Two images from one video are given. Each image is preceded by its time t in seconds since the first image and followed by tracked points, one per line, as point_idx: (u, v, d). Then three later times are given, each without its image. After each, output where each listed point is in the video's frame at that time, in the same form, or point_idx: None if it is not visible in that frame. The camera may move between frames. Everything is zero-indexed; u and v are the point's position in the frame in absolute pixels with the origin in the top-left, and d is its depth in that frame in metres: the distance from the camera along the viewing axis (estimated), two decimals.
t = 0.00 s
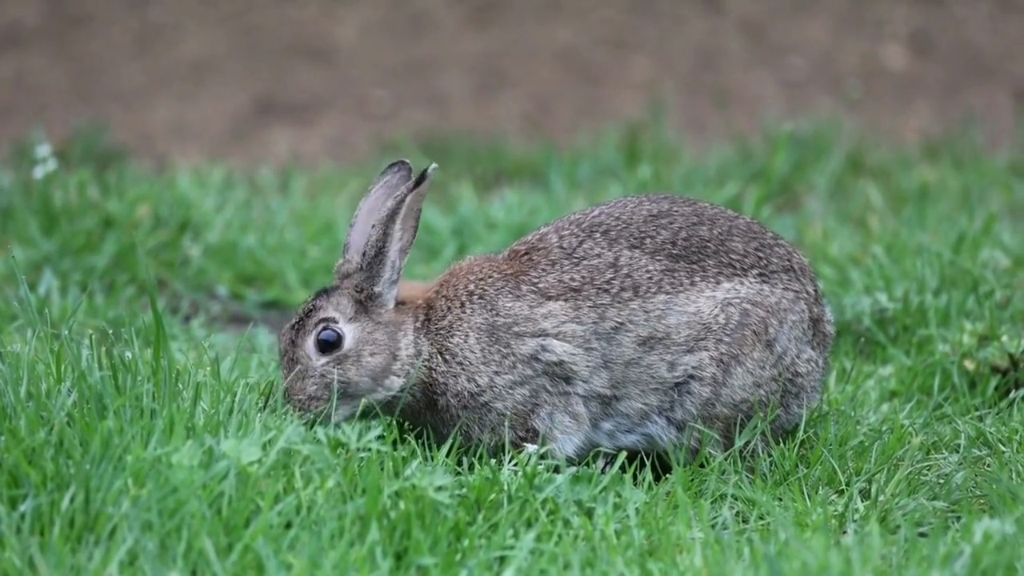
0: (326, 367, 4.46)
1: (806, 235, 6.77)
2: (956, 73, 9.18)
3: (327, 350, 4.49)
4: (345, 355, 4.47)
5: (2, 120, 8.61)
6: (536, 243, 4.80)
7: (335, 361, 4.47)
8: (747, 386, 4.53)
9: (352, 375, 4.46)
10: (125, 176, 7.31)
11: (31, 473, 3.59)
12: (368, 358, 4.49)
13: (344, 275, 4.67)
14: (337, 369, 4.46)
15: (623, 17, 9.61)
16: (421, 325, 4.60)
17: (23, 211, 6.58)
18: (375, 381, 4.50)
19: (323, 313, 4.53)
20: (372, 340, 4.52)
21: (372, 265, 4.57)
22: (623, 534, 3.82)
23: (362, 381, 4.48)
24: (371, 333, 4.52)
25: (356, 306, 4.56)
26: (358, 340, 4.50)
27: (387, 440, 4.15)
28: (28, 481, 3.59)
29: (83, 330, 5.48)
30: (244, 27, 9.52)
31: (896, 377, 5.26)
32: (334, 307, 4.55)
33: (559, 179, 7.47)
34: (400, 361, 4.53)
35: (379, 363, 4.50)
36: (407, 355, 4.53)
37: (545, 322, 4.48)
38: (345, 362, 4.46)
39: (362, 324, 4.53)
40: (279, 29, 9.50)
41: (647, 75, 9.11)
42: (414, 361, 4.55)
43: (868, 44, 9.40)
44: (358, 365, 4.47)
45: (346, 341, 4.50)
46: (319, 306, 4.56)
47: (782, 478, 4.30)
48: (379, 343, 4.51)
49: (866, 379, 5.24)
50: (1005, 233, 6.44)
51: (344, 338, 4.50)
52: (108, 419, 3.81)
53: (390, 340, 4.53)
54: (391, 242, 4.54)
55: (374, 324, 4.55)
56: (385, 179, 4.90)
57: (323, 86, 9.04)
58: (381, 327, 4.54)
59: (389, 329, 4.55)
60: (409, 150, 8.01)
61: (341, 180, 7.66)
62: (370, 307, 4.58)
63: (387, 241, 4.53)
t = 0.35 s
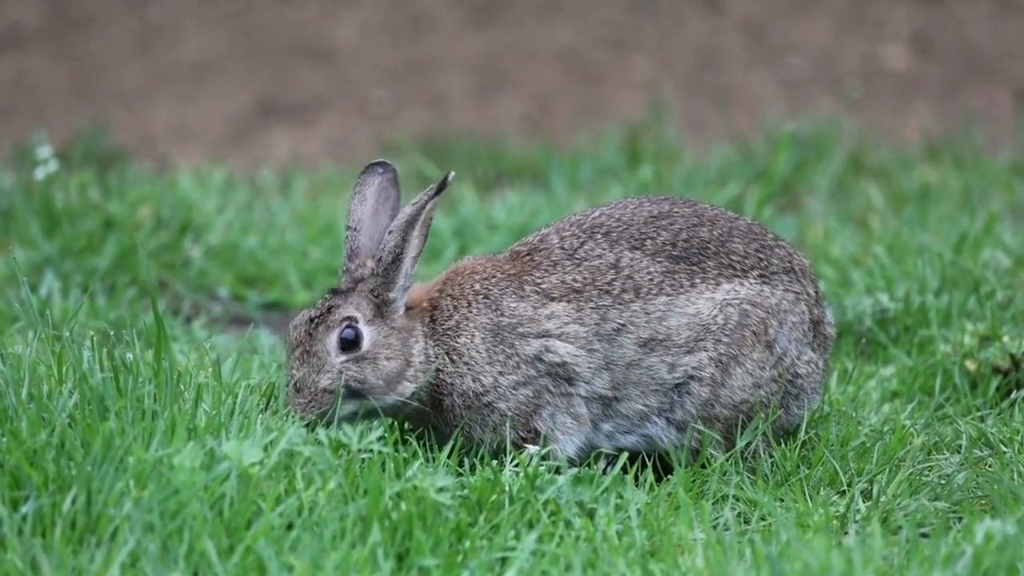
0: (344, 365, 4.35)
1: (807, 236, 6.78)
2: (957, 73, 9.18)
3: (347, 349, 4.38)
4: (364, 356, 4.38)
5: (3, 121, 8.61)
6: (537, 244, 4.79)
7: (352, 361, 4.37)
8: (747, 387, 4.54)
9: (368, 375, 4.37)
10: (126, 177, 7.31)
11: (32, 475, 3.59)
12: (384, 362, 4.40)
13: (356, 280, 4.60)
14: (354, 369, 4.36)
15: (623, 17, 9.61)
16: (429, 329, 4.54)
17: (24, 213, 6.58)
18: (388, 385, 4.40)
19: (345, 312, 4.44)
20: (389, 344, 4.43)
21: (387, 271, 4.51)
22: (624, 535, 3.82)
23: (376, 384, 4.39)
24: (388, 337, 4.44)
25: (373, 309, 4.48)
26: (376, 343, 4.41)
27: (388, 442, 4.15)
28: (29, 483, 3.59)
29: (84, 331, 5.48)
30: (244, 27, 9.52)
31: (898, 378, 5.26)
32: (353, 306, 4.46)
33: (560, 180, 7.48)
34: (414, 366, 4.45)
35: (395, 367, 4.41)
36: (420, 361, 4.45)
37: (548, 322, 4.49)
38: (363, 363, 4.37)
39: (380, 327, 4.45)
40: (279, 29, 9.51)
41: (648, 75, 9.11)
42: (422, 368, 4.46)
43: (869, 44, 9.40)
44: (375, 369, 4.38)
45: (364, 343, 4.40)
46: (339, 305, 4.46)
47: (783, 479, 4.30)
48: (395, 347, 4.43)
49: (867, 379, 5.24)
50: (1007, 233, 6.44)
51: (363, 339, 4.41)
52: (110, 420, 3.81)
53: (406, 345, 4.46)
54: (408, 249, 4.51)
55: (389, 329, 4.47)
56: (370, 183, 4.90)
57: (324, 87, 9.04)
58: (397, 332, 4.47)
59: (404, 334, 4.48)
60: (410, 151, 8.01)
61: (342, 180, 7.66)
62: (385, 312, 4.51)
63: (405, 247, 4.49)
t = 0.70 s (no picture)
0: (331, 384, 4.35)
1: (813, 238, 6.79)
2: (961, 75, 9.18)
3: (334, 368, 4.37)
4: (351, 375, 4.37)
5: (7, 125, 8.62)
6: (540, 252, 4.79)
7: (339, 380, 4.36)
8: (751, 391, 4.55)
9: (353, 395, 4.37)
10: (132, 181, 7.32)
11: (39, 479, 3.59)
12: (371, 382, 4.40)
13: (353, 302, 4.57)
14: (340, 389, 4.35)
15: (627, 20, 9.62)
16: (429, 343, 4.54)
17: (29, 217, 6.59)
18: (374, 404, 4.41)
19: (338, 332, 4.43)
20: (377, 364, 4.42)
21: (382, 292, 4.49)
22: (631, 538, 3.82)
23: (360, 403, 4.39)
24: (377, 358, 4.43)
25: (365, 331, 4.46)
26: (364, 363, 4.41)
27: (394, 445, 4.15)
28: (36, 488, 3.59)
29: (90, 336, 5.49)
30: (249, 31, 9.52)
31: (904, 380, 5.26)
32: (346, 327, 4.45)
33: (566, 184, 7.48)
34: (401, 386, 4.45)
35: (382, 387, 4.41)
36: (408, 381, 4.45)
37: (554, 328, 4.49)
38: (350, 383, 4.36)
39: (370, 348, 4.44)
40: (284, 32, 9.51)
41: (652, 78, 9.11)
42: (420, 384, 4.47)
43: (873, 46, 9.40)
44: (360, 388, 4.38)
45: (352, 363, 4.39)
46: (332, 325, 4.44)
47: (790, 481, 4.30)
48: (383, 368, 4.43)
49: (873, 382, 5.24)
50: (1012, 236, 6.43)
51: (352, 359, 4.40)
52: (116, 424, 3.82)
53: (394, 365, 4.45)
54: (401, 270, 4.48)
55: (380, 350, 4.46)
56: (378, 202, 4.85)
57: (329, 90, 9.05)
58: (386, 352, 4.46)
59: (393, 354, 4.47)
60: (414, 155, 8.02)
61: (347, 184, 7.67)
62: (378, 333, 4.49)
63: (398, 268, 4.46)
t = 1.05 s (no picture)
0: (361, 376, 4.31)
1: (818, 241, 6.79)
2: (966, 77, 9.17)
3: (364, 360, 4.34)
4: (381, 367, 4.34)
5: (12, 127, 8.64)
6: (545, 255, 4.79)
7: (370, 372, 4.33)
8: (755, 391, 4.56)
9: (383, 388, 4.33)
10: (136, 183, 7.33)
11: (43, 480, 3.60)
12: (400, 373, 4.37)
13: (366, 296, 4.54)
14: (370, 380, 4.32)
15: (631, 21, 9.62)
16: (445, 341, 4.51)
17: (34, 219, 6.60)
18: (404, 396, 4.37)
19: (361, 325, 4.39)
20: (405, 356, 4.40)
21: (399, 286, 4.46)
22: (635, 539, 3.82)
23: (392, 394, 4.35)
24: (404, 349, 4.41)
25: (388, 323, 4.44)
26: (391, 355, 4.38)
27: (399, 447, 4.16)
28: (40, 489, 3.60)
29: (94, 337, 5.50)
30: (253, 32, 9.53)
31: (908, 382, 5.26)
32: (369, 322, 4.41)
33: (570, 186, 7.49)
34: (428, 376, 4.42)
35: (411, 379, 4.38)
36: (436, 371, 4.43)
37: (564, 330, 4.48)
38: (380, 374, 4.33)
39: (396, 340, 4.41)
40: (288, 34, 9.52)
41: (656, 80, 9.11)
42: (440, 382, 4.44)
43: (878, 48, 9.40)
44: (391, 379, 4.35)
45: (381, 354, 4.36)
46: (353, 320, 4.41)
47: (794, 483, 4.29)
48: (411, 358, 4.40)
49: (877, 384, 5.24)
50: (1017, 237, 6.43)
51: (380, 351, 4.37)
52: (120, 425, 3.82)
53: (421, 356, 4.43)
54: (418, 262, 4.46)
55: (404, 342, 4.43)
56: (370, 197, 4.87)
57: (333, 92, 9.05)
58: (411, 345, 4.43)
59: (417, 347, 4.44)
60: (419, 156, 8.02)
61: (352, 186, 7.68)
62: (399, 326, 4.46)
63: (416, 259, 4.45)
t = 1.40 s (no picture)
0: (361, 365, 4.31)
1: (820, 240, 6.79)
2: (969, 77, 9.16)
3: (365, 349, 4.33)
4: (381, 358, 4.34)
5: (14, 128, 8.64)
6: (546, 256, 4.78)
7: (369, 361, 4.33)
8: (756, 391, 4.57)
9: (381, 378, 4.32)
10: (138, 183, 7.33)
11: (45, 480, 3.60)
12: (400, 366, 4.36)
13: (375, 282, 4.49)
14: (369, 371, 4.32)
15: (633, 21, 9.61)
16: (449, 337, 4.50)
17: (36, 219, 6.60)
18: (402, 390, 4.37)
19: (368, 309, 4.37)
20: (408, 349, 4.39)
21: (410, 276, 4.45)
22: (637, 539, 3.82)
23: (390, 387, 4.34)
24: (407, 342, 4.39)
25: (395, 312, 4.42)
26: (394, 345, 4.37)
27: (401, 446, 4.16)
28: (42, 489, 3.60)
29: (97, 336, 5.50)
30: (255, 32, 9.53)
31: (910, 381, 5.26)
32: (377, 308, 4.39)
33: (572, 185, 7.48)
34: (429, 372, 4.41)
35: (411, 373, 4.37)
36: (436, 369, 4.42)
37: (566, 330, 4.48)
38: (379, 365, 4.32)
39: (400, 331, 4.40)
40: (290, 33, 9.52)
41: (658, 79, 9.11)
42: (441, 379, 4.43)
43: (880, 48, 9.39)
44: (390, 372, 4.34)
45: (384, 344, 4.35)
46: (361, 304, 4.38)
47: (796, 483, 4.29)
48: (413, 352, 4.39)
49: (880, 383, 5.24)
50: (1020, 236, 6.43)
51: (383, 339, 4.36)
52: (122, 425, 3.82)
53: (424, 350, 4.41)
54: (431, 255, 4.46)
55: (409, 334, 4.42)
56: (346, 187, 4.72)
57: (335, 92, 9.05)
58: (415, 337, 4.42)
59: (421, 341, 4.43)
60: (421, 155, 8.02)
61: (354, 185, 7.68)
62: (406, 317, 4.44)
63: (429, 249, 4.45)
